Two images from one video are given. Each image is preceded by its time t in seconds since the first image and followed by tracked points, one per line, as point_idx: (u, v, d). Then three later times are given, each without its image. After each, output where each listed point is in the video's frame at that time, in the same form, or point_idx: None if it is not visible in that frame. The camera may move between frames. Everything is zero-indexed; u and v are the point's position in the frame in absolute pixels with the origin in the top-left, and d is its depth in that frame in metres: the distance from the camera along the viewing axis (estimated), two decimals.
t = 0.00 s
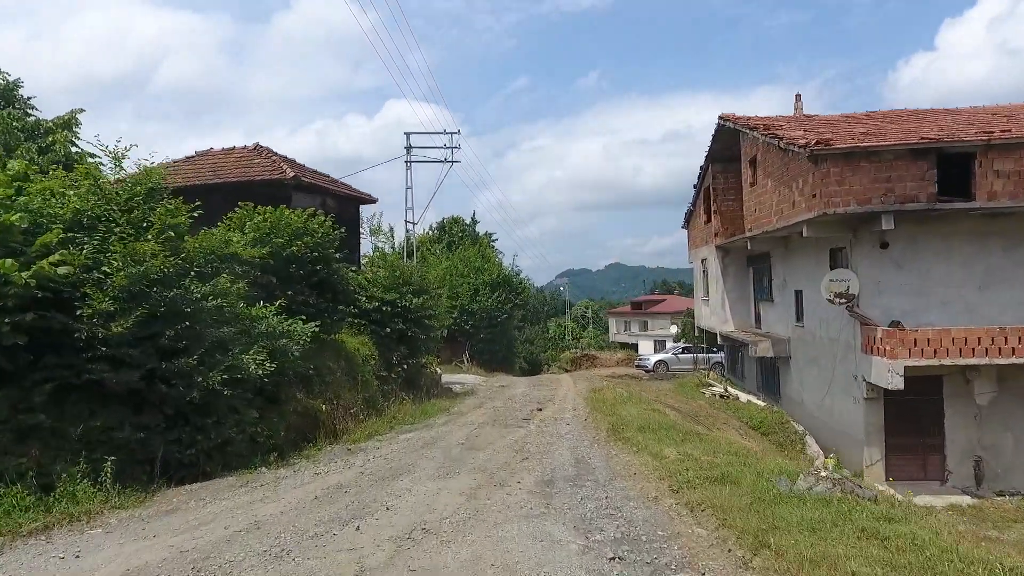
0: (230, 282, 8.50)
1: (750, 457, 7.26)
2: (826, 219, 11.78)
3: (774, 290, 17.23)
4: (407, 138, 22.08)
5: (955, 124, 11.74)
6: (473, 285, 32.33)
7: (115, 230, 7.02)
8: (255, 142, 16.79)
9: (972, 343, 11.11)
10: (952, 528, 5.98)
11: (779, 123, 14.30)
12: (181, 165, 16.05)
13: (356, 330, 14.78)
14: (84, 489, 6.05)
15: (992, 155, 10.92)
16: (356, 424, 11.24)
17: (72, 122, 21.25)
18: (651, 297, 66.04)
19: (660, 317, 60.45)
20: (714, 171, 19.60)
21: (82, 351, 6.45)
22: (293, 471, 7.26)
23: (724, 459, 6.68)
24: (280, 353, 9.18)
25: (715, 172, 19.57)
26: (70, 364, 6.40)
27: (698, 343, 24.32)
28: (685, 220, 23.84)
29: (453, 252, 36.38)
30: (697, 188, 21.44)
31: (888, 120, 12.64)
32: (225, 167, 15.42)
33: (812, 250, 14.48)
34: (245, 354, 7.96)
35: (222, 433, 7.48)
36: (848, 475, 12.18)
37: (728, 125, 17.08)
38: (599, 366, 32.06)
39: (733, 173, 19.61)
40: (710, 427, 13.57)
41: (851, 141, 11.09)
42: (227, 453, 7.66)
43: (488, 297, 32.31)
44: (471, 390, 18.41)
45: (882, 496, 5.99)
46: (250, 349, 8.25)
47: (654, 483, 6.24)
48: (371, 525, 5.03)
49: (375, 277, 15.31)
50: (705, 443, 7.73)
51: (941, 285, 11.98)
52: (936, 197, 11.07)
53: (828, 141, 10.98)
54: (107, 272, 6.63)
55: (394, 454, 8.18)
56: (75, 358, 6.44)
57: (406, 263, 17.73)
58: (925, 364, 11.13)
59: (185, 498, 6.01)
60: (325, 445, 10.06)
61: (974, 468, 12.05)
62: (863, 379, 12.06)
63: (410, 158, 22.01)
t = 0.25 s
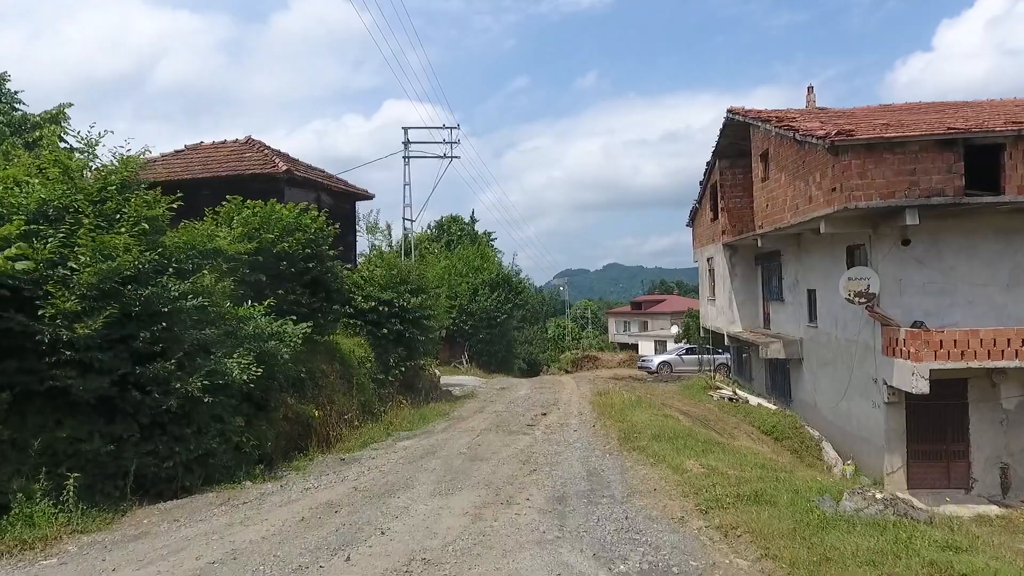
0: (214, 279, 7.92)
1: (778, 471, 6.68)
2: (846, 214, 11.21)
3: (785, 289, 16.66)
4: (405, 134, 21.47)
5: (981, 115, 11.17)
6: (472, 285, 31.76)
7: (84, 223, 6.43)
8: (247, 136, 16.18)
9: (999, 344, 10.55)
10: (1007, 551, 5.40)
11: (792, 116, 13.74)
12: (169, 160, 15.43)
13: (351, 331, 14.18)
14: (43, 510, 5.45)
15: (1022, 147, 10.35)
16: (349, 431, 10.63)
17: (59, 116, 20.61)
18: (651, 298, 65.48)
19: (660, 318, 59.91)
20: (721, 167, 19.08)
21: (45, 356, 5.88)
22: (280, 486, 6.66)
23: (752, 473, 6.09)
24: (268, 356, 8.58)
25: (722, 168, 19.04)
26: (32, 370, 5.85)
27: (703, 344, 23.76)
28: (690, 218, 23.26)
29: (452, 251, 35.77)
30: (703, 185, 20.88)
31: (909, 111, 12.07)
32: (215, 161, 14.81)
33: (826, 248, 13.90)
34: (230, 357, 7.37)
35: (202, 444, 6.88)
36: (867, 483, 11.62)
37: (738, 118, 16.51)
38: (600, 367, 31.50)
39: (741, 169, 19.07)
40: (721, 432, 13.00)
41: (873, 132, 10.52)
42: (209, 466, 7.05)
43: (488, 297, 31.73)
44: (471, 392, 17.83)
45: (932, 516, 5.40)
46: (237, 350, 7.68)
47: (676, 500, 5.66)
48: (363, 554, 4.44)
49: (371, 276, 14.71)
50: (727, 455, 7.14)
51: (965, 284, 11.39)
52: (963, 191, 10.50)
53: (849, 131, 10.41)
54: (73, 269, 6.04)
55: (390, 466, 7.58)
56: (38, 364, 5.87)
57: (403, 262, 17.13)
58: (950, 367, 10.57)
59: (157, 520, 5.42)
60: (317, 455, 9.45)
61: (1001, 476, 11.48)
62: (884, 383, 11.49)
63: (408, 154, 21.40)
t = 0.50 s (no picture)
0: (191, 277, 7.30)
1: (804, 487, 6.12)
2: (863, 209, 10.67)
3: (792, 288, 16.14)
4: (398, 129, 20.82)
5: (1004, 105, 10.65)
6: (468, 284, 31.20)
7: (41, 213, 5.80)
8: (234, 128, 15.55)
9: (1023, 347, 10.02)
10: None
11: (803, 107, 13.20)
12: (152, 153, 14.75)
13: (343, 332, 13.55)
14: None
15: None
16: (340, 438, 10.01)
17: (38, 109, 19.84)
18: (647, 298, 65.01)
19: (657, 317, 59.49)
20: (726, 163, 18.55)
21: None
22: (260, 506, 6.03)
23: (782, 491, 5.51)
24: (249, 360, 7.97)
25: (727, 163, 18.51)
26: None
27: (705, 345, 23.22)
28: (692, 216, 22.74)
29: (447, 250, 35.13)
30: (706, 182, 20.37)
31: (927, 102, 11.54)
32: (199, 154, 14.14)
33: (838, 245, 13.37)
34: (206, 362, 6.75)
35: (174, 458, 6.21)
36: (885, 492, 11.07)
37: (744, 112, 16.01)
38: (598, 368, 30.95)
39: (746, 165, 18.55)
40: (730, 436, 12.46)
41: (893, 122, 9.99)
42: (183, 482, 6.42)
43: (483, 296, 31.18)
44: (467, 395, 17.25)
45: (988, 539, 4.84)
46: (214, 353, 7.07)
47: (702, 521, 5.09)
48: None
49: (363, 274, 14.08)
50: (749, 467, 6.56)
51: (987, 282, 10.74)
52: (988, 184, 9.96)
53: (869, 121, 9.88)
54: (28, 265, 5.42)
55: (383, 479, 6.97)
56: None
57: (397, 260, 16.50)
58: (975, 370, 10.03)
59: (118, 548, 4.79)
60: (304, 467, 8.80)
61: None
62: (903, 386, 10.96)
63: (402, 150, 20.75)
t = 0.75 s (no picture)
0: (162, 273, 6.65)
1: (838, 504, 5.55)
2: (881, 203, 10.14)
3: (798, 288, 15.64)
4: (390, 123, 20.15)
5: None
6: (461, 284, 30.59)
7: None
8: (218, 119, 14.84)
9: None
10: None
11: (812, 100, 12.69)
12: (130, 145, 14.02)
13: (331, 333, 12.90)
14: None
15: None
16: (327, 447, 9.37)
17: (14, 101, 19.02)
18: (641, 298, 64.56)
19: (650, 318, 59.07)
20: (728, 159, 18.06)
21: None
22: (235, 530, 5.40)
23: (820, 513, 4.93)
24: (226, 364, 7.32)
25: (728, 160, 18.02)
26: None
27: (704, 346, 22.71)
28: (691, 214, 22.24)
29: (439, 249, 34.46)
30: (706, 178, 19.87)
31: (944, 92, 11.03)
32: (180, 146, 13.44)
33: (849, 243, 12.87)
34: (177, 368, 6.10)
35: (139, 475, 5.54)
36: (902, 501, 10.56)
37: (748, 105, 15.50)
38: (594, 370, 30.38)
39: (748, 161, 18.06)
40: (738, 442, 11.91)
41: (913, 111, 9.47)
42: (150, 503, 5.76)
43: (476, 296, 30.58)
44: (461, 398, 16.64)
45: None
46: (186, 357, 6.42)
47: (734, 547, 4.51)
48: None
49: (353, 273, 13.45)
50: (774, 482, 6.00)
51: (1010, 279, 10.14)
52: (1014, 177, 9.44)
53: (889, 110, 9.35)
54: None
55: (373, 497, 6.37)
56: None
57: (389, 258, 15.85)
58: (999, 373, 9.52)
59: None
60: (287, 480, 8.15)
61: None
62: (921, 390, 10.44)
63: (394, 145, 20.08)
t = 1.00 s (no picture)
0: (130, 269, 5.99)
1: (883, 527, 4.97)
2: (903, 196, 9.58)
3: (807, 287, 15.10)
4: (383, 116, 19.49)
5: None
6: (455, 283, 29.97)
7: None
8: (203, 110, 14.17)
9: None
10: None
11: (826, 90, 12.14)
12: (108, 137, 13.30)
13: (322, 334, 12.26)
14: None
15: None
16: (316, 458, 8.73)
17: None
18: (636, 298, 64.09)
19: (646, 318, 58.60)
20: (733, 154, 17.55)
21: None
22: (207, 561, 4.77)
23: (875, 540, 4.34)
24: (203, 369, 6.66)
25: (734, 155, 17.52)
26: None
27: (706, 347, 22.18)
28: (692, 212, 21.71)
29: (433, 248, 33.82)
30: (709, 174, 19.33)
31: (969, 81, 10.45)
32: (161, 137, 12.74)
33: (864, 239, 12.33)
34: (145, 375, 5.45)
35: (99, 498, 4.87)
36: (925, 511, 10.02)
37: (756, 97, 14.95)
38: (591, 371, 29.84)
39: (753, 157, 17.54)
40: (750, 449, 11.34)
41: (940, 99, 8.90)
42: (112, 529, 5.11)
43: (472, 296, 29.96)
44: (458, 402, 16.02)
45: None
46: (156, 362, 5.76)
47: None
48: None
49: (345, 271, 12.82)
50: (809, 500, 5.41)
51: None
52: None
53: (915, 97, 8.79)
54: None
55: (365, 518, 5.74)
56: None
57: (382, 256, 15.21)
58: None
59: None
60: (271, 496, 7.50)
61: None
62: (945, 394, 9.89)
63: (387, 139, 19.42)
